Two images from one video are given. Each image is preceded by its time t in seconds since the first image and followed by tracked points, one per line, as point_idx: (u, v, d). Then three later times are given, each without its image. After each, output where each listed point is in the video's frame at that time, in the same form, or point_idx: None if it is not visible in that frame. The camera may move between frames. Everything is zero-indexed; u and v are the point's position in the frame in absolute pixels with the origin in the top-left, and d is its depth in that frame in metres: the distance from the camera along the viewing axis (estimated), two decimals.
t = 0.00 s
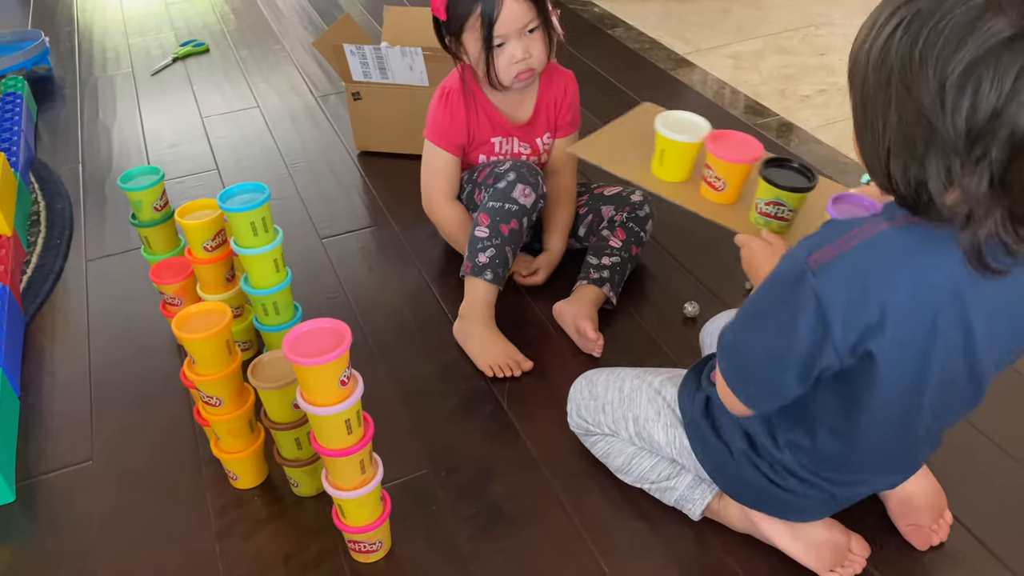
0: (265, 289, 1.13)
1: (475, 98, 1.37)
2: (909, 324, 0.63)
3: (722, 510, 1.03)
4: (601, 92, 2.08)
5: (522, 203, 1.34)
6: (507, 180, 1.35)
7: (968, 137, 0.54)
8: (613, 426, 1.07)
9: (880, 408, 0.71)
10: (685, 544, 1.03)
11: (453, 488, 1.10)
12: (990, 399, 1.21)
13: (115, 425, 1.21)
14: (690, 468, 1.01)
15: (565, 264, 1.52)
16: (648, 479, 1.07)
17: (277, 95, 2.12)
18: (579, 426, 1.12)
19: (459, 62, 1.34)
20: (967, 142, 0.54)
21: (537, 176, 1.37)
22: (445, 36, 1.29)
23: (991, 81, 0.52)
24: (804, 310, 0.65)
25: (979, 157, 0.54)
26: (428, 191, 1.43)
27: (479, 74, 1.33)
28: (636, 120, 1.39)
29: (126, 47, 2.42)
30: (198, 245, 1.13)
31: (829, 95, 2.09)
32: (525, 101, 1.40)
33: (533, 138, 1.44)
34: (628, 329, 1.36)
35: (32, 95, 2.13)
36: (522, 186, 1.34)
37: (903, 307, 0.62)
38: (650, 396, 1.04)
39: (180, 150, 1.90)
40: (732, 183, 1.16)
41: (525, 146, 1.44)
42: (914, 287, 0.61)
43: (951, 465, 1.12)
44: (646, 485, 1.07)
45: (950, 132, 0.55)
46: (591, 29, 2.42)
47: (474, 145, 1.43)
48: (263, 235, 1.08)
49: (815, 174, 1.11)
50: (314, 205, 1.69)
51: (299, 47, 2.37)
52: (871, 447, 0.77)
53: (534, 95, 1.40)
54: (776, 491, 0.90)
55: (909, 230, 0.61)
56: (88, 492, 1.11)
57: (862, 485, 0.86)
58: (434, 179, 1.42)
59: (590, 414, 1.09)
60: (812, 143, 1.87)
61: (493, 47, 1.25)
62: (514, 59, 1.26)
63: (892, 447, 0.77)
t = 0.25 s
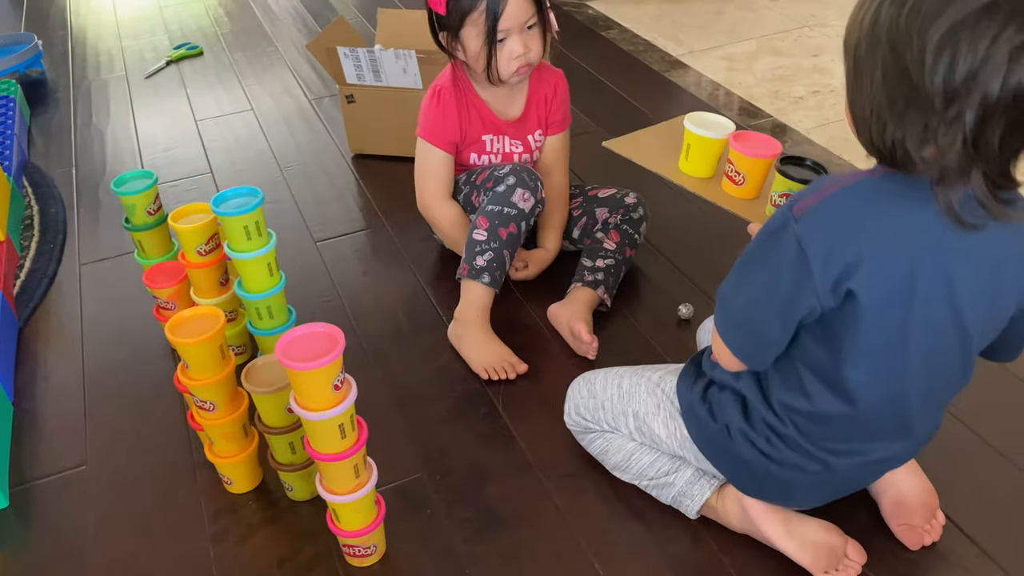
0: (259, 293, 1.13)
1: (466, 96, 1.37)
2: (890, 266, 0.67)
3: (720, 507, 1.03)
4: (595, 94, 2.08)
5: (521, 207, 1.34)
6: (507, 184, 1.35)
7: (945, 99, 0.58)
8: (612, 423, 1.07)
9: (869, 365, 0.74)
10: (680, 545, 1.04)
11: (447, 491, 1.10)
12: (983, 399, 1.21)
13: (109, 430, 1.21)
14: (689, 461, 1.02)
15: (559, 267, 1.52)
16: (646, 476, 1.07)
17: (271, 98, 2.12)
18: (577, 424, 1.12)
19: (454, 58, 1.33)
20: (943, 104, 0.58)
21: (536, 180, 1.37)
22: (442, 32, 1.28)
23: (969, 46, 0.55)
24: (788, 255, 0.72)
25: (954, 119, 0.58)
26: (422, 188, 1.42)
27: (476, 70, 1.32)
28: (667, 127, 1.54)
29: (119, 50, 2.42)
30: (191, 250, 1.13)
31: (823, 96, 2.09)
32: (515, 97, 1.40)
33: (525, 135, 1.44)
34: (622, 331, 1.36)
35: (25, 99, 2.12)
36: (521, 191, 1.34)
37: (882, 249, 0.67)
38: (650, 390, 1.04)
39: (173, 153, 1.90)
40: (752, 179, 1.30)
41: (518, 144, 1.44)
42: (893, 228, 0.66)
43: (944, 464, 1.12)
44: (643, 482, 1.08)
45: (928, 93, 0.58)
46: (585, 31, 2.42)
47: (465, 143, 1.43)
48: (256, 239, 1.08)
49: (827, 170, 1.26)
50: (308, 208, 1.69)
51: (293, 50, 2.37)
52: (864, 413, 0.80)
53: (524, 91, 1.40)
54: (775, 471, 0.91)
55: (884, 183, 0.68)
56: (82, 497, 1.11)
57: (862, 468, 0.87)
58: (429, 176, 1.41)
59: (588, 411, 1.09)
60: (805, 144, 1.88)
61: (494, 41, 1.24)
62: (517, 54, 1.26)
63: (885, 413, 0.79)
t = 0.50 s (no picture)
0: (251, 297, 1.13)
1: (459, 90, 1.38)
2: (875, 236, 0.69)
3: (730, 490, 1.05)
4: (588, 96, 2.08)
5: (524, 213, 1.34)
6: (511, 189, 1.35)
7: (919, 72, 0.61)
8: (629, 405, 1.12)
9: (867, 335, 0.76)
10: (675, 547, 1.03)
11: (442, 494, 1.10)
12: (977, 399, 1.21)
13: (102, 435, 1.20)
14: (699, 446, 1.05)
15: (554, 269, 1.52)
16: (661, 459, 1.10)
17: (265, 101, 2.12)
18: (601, 404, 1.17)
19: (447, 51, 1.33)
20: (918, 76, 0.61)
21: (540, 188, 1.38)
22: (436, 25, 1.27)
23: (941, 19, 0.59)
24: (775, 234, 0.74)
25: (928, 90, 0.62)
26: (418, 183, 1.41)
27: (470, 64, 1.32)
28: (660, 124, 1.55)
29: (112, 53, 2.41)
30: (184, 253, 1.13)
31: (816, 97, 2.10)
32: (507, 88, 1.41)
33: (518, 125, 1.45)
34: (616, 332, 1.36)
35: (18, 102, 2.12)
36: (524, 196, 1.34)
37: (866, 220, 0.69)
38: (662, 373, 1.07)
39: (167, 156, 1.90)
40: (742, 171, 1.29)
41: (511, 134, 1.45)
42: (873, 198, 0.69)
43: (938, 464, 1.12)
44: (659, 464, 1.11)
45: (903, 67, 0.62)
46: (579, 33, 2.42)
47: (460, 137, 1.43)
48: (249, 243, 1.07)
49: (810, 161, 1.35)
50: (302, 211, 1.69)
51: (286, 52, 2.37)
52: (866, 381, 0.81)
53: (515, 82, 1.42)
54: (783, 447, 0.92)
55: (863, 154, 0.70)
56: (76, 502, 1.11)
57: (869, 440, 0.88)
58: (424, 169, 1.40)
59: (610, 394, 1.13)
60: (799, 145, 1.88)
61: (491, 34, 1.24)
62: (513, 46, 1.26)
63: (886, 379, 0.81)
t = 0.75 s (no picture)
0: (245, 300, 1.13)
1: (443, 85, 1.39)
2: (856, 243, 0.70)
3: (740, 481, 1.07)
4: (583, 97, 2.08)
5: (514, 213, 1.33)
6: (500, 190, 1.34)
7: (895, 82, 0.65)
8: (639, 403, 1.14)
9: (860, 338, 0.77)
10: (669, 549, 1.04)
11: (436, 497, 1.10)
12: (970, 398, 1.22)
13: (97, 439, 1.20)
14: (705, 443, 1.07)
15: (548, 271, 1.52)
16: (670, 453, 1.13)
17: (259, 103, 2.12)
18: (615, 398, 1.19)
19: (438, 50, 1.32)
20: (894, 87, 0.65)
21: (530, 187, 1.37)
22: (429, 26, 1.26)
23: (915, 32, 0.63)
24: (755, 250, 0.76)
25: (903, 98, 0.66)
26: (401, 178, 1.41)
27: (461, 64, 1.31)
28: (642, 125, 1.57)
29: (106, 57, 2.41)
30: (178, 258, 1.13)
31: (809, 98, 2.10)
32: (493, 83, 1.41)
33: (503, 119, 1.45)
34: (611, 334, 1.36)
35: (12, 106, 2.12)
36: (514, 196, 1.34)
37: (841, 228, 0.71)
38: (668, 372, 1.08)
39: (162, 160, 1.89)
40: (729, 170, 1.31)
41: (496, 129, 1.45)
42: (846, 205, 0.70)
43: (932, 464, 1.12)
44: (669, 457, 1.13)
45: (878, 79, 0.65)
46: (573, 34, 2.43)
47: (445, 133, 1.43)
48: (243, 247, 1.07)
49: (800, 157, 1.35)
50: (297, 214, 1.69)
51: (280, 55, 2.37)
52: (863, 382, 0.82)
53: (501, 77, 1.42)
54: (788, 450, 0.92)
55: (830, 164, 0.72)
56: (70, 507, 1.11)
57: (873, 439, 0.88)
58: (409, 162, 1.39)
59: (623, 390, 1.16)
60: (792, 145, 1.89)
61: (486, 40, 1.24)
62: (506, 49, 1.27)
63: (883, 379, 0.81)
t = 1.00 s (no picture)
0: (241, 302, 1.13)
1: (431, 82, 1.39)
2: (832, 263, 0.71)
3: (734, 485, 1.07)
4: (578, 97, 2.08)
5: (470, 201, 1.32)
6: (453, 181, 1.33)
7: (881, 110, 0.66)
8: (631, 405, 1.14)
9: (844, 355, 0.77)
10: (666, 549, 1.04)
11: (433, 499, 1.10)
12: (966, 397, 1.22)
13: (93, 442, 1.20)
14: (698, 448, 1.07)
15: (544, 272, 1.52)
16: (664, 457, 1.12)
17: (254, 105, 2.11)
18: (608, 403, 1.19)
19: (431, 49, 1.31)
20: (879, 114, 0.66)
21: (483, 172, 1.35)
22: (426, 27, 1.25)
23: (898, 61, 0.64)
24: (730, 271, 0.78)
25: (886, 124, 0.67)
26: (379, 171, 1.41)
27: (454, 64, 1.31)
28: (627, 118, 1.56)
29: (101, 58, 2.41)
30: (173, 260, 1.12)
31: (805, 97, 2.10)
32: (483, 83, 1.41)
33: (492, 118, 1.44)
34: (607, 334, 1.36)
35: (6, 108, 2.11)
36: (468, 183, 1.32)
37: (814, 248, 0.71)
38: (660, 376, 1.09)
39: (157, 161, 1.89)
40: (712, 180, 1.33)
41: (484, 127, 1.45)
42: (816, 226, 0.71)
43: (928, 463, 1.12)
44: (663, 461, 1.13)
45: (865, 108, 0.66)
46: (568, 34, 2.43)
47: (431, 130, 1.43)
48: (238, 249, 1.07)
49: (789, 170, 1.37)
50: (292, 215, 1.69)
51: (276, 56, 2.37)
52: (851, 397, 0.81)
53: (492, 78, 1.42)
54: (781, 463, 0.92)
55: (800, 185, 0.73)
56: (66, 510, 1.11)
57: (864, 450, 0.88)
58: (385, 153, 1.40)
59: (615, 393, 1.16)
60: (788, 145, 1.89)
61: (483, 45, 1.24)
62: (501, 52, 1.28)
63: (869, 393, 0.81)
